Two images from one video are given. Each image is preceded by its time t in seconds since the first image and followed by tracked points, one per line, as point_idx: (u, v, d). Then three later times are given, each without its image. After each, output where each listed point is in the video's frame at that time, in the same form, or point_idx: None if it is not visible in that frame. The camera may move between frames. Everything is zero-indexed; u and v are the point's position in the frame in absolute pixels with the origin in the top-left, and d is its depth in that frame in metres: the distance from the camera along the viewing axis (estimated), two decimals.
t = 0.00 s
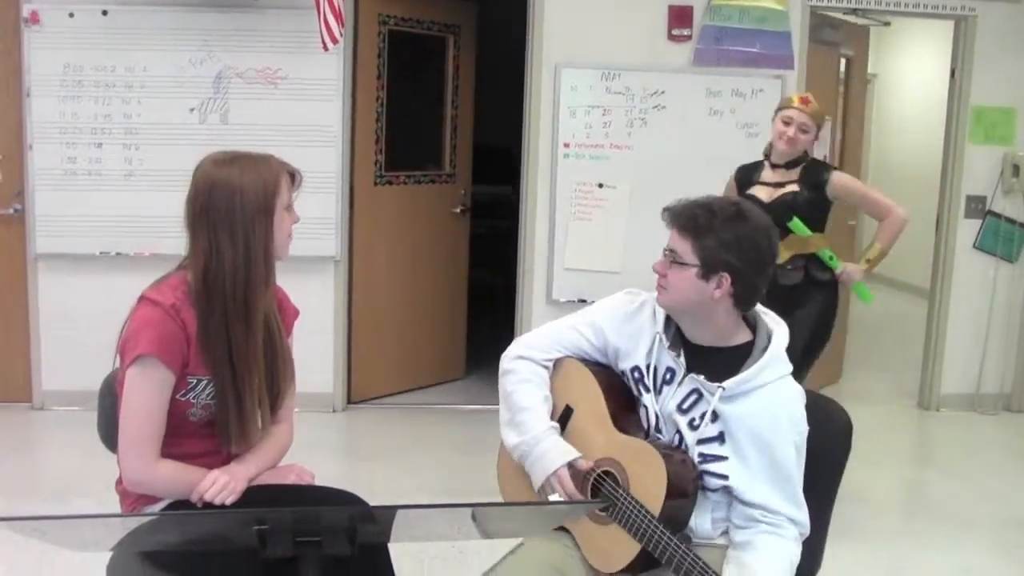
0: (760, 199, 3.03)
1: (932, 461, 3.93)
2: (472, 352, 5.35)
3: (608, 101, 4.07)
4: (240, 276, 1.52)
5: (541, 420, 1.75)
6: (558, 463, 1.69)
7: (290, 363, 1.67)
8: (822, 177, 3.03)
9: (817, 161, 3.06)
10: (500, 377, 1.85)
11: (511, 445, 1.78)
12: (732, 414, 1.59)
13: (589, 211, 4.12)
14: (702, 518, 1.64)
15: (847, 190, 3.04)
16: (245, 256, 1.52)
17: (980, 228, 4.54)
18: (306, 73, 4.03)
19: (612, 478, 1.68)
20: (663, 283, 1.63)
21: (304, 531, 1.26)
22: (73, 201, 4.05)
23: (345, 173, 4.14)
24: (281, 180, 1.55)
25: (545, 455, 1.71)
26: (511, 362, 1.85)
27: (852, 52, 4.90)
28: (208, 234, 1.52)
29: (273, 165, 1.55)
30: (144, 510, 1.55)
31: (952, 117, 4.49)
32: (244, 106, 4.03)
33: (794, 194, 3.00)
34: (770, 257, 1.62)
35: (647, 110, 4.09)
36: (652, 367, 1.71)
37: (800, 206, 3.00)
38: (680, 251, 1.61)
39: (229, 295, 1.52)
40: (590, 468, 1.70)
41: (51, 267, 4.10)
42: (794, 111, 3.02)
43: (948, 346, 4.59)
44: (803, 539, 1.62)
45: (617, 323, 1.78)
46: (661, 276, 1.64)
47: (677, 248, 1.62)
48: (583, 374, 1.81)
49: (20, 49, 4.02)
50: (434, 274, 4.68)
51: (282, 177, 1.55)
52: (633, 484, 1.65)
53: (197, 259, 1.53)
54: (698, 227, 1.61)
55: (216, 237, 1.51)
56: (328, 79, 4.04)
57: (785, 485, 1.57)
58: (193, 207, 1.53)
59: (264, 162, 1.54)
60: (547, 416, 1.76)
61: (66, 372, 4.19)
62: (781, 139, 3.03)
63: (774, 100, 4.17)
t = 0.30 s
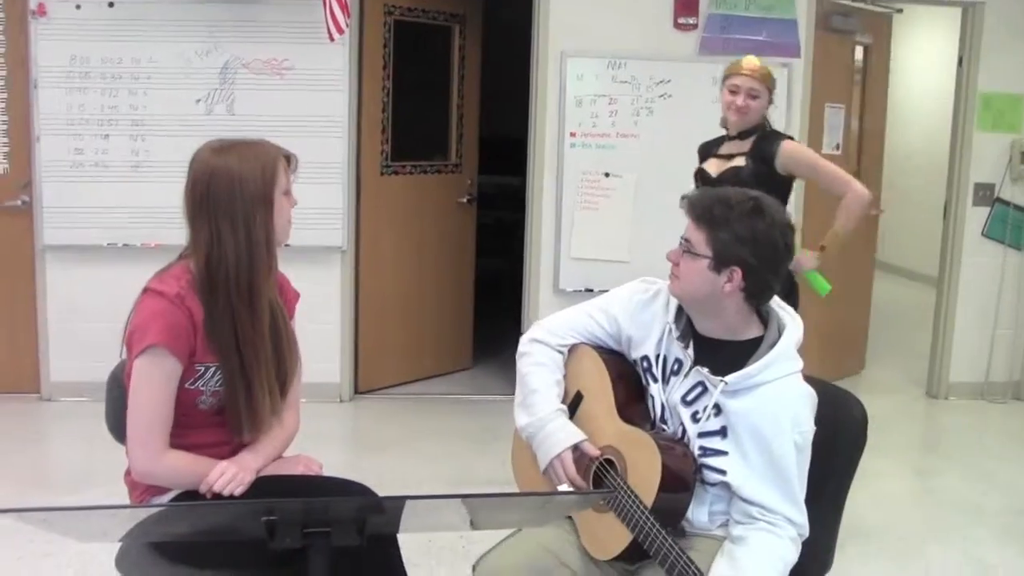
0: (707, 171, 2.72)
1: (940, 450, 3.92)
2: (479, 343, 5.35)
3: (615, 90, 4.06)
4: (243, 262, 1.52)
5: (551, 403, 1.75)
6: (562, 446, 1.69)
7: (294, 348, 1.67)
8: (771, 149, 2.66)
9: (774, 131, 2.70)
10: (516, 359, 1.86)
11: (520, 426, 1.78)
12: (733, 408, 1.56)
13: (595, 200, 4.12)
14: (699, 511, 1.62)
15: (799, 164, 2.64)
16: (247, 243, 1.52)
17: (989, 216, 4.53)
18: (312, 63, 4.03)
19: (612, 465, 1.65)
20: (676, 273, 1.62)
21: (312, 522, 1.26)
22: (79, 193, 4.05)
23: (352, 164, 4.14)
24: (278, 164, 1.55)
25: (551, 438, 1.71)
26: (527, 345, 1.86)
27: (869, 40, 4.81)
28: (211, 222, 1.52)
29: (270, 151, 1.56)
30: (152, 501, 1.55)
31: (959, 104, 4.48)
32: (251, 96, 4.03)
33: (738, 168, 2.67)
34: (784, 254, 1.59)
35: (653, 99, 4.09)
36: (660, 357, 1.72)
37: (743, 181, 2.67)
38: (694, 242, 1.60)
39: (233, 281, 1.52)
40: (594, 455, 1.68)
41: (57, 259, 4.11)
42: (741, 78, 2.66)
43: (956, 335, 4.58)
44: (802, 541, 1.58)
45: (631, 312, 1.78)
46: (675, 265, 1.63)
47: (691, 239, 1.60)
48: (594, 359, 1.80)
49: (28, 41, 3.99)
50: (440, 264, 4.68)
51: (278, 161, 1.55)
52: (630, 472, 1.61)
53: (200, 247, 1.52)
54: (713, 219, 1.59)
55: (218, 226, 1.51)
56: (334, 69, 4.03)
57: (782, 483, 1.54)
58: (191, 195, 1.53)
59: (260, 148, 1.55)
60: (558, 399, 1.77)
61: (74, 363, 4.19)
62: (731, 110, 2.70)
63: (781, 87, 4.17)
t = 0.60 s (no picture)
0: (646, 174, 2.36)
1: (955, 438, 3.91)
2: (490, 335, 5.35)
3: (623, 81, 4.05)
4: (244, 257, 1.51)
5: (562, 393, 1.75)
6: (572, 437, 1.69)
7: (301, 338, 1.67)
8: (718, 155, 2.29)
9: (726, 134, 2.33)
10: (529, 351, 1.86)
11: (532, 416, 1.78)
12: (744, 398, 1.56)
13: (605, 191, 4.11)
14: (708, 502, 1.62)
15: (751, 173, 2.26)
16: (246, 237, 1.51)
17: (1002, 202, 4.51)
18: (319, 58, 4.03)
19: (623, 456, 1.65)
20: (686, 263, 1.61)
21: (325, 517, 1.26)
22: (90, 189, 4.06)
23: (361, 158, 4.13)
24: (275, 156, 1.53)
25: (562, 428, 1.71)
26: (540, 336, 1.87)
27: (891, 26, 4.65)
28: (208, 218, 1.50)
29: (266, 143, 1.54)
30: (164, 497, 1.55)
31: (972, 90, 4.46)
32: (259, 92, 4.03)
33: (680, 172, 2.31)
34: (794, 244, 1.58)
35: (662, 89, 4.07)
36: (670, 347, 1.71)
37: (688, 189, 2.29)
38: (704, 232, 1.59)
39: (235, 276, 1.51)
40: (604, 446, 1.68)
41: (68, 256, 4.12)
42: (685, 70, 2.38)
43: (970, 322, 4.57)
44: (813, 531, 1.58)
45: (641, 302, 1.78)
46: (685, 255, 1.62)
47: (701, 229, 1.60)
48: (605, 348, 1.80)
49: (36, 40, 4.01)
50: (450, 256, 4.68)
51: (275, 153, 1.54)
52: (638, 464, 1.60)
53: (199, 243, 1.51)
54: (722, 210, 1.59)
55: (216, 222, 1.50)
56: (342, 63, 4.03)
57: (790, 475, 1.53)
58: (191, 192, 1.51)
59: (256, 140, 1.53)
60: (569, 389, 1.77)
61: (86, 360, 4.20)
62: (674, 106, 2.39)
63: (791, 75, 4.15)
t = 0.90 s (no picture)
0: (627, 161, 2.26)
1: (1005, 428, 3.87)
2: (535, 326, 5.35)
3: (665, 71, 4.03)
4: (284, 253, 1.50)
5: (607, 385, 1.75)
6: (618, 429, 1.69)
7: (341, 331, 1.66)
8: (708, 139, 2.22)
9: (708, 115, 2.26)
10: (573, 344, 1.86)
11: (577, 408, 1.78)
12: (789, 388, 1.54)
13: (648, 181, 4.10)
14: (755, 493, 1.61)
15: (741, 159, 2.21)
16: (286, 232, 1.50)
17: None
18: (360, 51, 4.02)
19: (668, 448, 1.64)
20: (729, 252, 1.60)
21: (369, 510, 1.26)
22: (135, 185, 4.10)
23: (403, 150, 4.13)
24: (316, 150, 1.52)
25: (608, 420, 1.71)
26: (583, 330, 1.86)
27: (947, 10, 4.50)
28: (249, 214, 1.49)
29: (308, 138, 1.53)
30: (210, 491, 1.56)
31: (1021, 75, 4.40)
32: (301, 86, 4.04)
33: (669, 157, 2.23)
34: (840, 233, 1.56)
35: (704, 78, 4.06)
36: (715, 338, 1.70)
37: (680, 174, 2.23)
38: (747, 221, 1.58)
39: (275, 272, 1.50)
40: (650, 439, 1.67)
41: (115, 251, 4.16)
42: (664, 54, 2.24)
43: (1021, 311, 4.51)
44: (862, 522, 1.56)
45: (684, 293, 1.76)
46: (729, 245, 1.61)
47: (744, 218, 1.58)
48: (648, 339, 1.79)
49: (81, 39, 4.05)
50: (494, 248, 4.68)
51: (316, 146, 1.52)
52: (684, 456, 1.60)
53: (240, 240, 1.50)
54: (767, 197, 1.57)
55: (257, 220, 1.49)
56: (383, 56, 4.03)
57: (835, 466, 1.52)
58: (231, 189, 1.50)
59: (298, 135, 1.52)
60: (614, 380, 1.77)
61: (134, 354, 4.24)
62: (657, 94, 2.26)
63: (836, 61, 4.11)
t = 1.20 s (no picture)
0: (597, 152, 2.07)
1: None
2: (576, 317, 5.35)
3: (704, 59, 4.01)
4: (326, 245, 1.50)
5: (651, 375, 1.76)
6: (662, 419, 1.70)
7: (383, 327, 1.67)
8: (683, 126, 2.05)
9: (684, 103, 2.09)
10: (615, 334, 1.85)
11: (621, 399, 1.78)
12: (831, 378, 1.54)
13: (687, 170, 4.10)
14: (798, 483, 1.60)
15: (717, 144, 2.06)
16: (326, 225, 1.50)
17: None
18: (399, 43, 4.03)
19: (710, 437, 1.64)
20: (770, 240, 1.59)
21: (411, 502, 1.27)
22: (176, 179, 4.12)
23: (443, 142, 4.14)
24: (356, 143, 1.52)
25: (651, 410, 1.71)
26: (624, 320, 1.85)
27: None
28: (291, 207, 1.50)
29: (349, 133, 1.53)
30: (251, 485, 1.56)
31: None
32: (339, 79, 4.05)
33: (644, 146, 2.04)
34: (881, 222, 1.55)
35: (744, 66, 4.04)
36: (757, 327, 1.69)
37: (654, 163, 2.04)
38: (787, 210, 1.57)
39: (317, 268, 1.50)
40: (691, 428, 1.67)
41: (156, 246, 4.20)
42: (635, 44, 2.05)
43: None
44: (906, 512, 1.55)
45: (727, 282, 1.75)
46: (769, 233, 1.60)
47: (784, 206, 1.58)
48: (690, 329, 1.78)
49: (121, 34, 4.07)
50: (534, 239, 4.68)
51: (356, 140, 1.53)
52: (726, 445, 1.60)
53: (283, 236, 1.50)
54: (806, 186, 1.56)
55: (301, 217, 1.50)
56: (421, 48, 4.03)
57: (879, 455, 1.51)
58: (275, 183, 1.51)
59: (339, 130, 1.52)
60: (658, 371, 1.77)
61: (176, 347, 4.28)
62: (635, 90, 2.08)
63: (878, 48, 4.06)
